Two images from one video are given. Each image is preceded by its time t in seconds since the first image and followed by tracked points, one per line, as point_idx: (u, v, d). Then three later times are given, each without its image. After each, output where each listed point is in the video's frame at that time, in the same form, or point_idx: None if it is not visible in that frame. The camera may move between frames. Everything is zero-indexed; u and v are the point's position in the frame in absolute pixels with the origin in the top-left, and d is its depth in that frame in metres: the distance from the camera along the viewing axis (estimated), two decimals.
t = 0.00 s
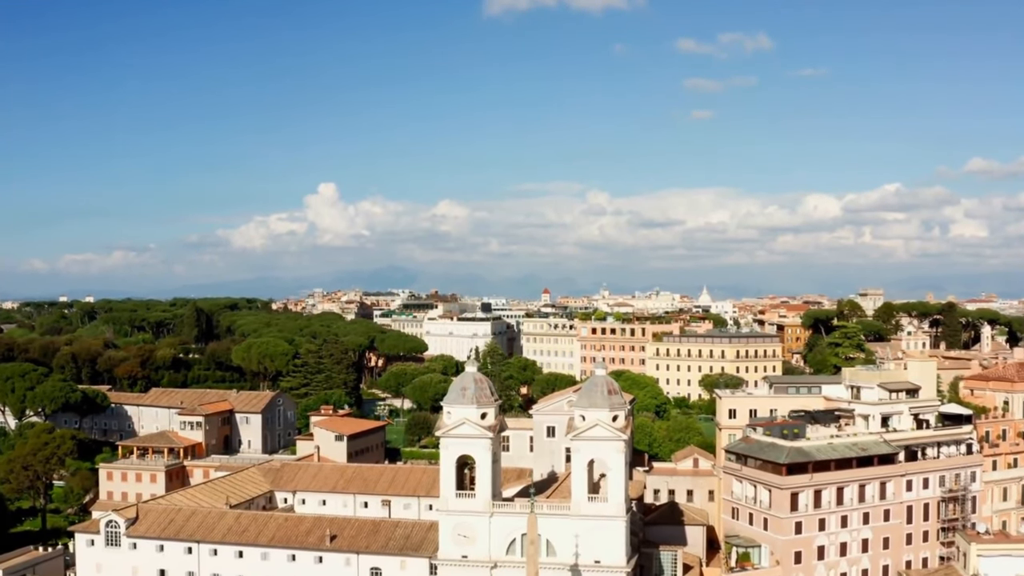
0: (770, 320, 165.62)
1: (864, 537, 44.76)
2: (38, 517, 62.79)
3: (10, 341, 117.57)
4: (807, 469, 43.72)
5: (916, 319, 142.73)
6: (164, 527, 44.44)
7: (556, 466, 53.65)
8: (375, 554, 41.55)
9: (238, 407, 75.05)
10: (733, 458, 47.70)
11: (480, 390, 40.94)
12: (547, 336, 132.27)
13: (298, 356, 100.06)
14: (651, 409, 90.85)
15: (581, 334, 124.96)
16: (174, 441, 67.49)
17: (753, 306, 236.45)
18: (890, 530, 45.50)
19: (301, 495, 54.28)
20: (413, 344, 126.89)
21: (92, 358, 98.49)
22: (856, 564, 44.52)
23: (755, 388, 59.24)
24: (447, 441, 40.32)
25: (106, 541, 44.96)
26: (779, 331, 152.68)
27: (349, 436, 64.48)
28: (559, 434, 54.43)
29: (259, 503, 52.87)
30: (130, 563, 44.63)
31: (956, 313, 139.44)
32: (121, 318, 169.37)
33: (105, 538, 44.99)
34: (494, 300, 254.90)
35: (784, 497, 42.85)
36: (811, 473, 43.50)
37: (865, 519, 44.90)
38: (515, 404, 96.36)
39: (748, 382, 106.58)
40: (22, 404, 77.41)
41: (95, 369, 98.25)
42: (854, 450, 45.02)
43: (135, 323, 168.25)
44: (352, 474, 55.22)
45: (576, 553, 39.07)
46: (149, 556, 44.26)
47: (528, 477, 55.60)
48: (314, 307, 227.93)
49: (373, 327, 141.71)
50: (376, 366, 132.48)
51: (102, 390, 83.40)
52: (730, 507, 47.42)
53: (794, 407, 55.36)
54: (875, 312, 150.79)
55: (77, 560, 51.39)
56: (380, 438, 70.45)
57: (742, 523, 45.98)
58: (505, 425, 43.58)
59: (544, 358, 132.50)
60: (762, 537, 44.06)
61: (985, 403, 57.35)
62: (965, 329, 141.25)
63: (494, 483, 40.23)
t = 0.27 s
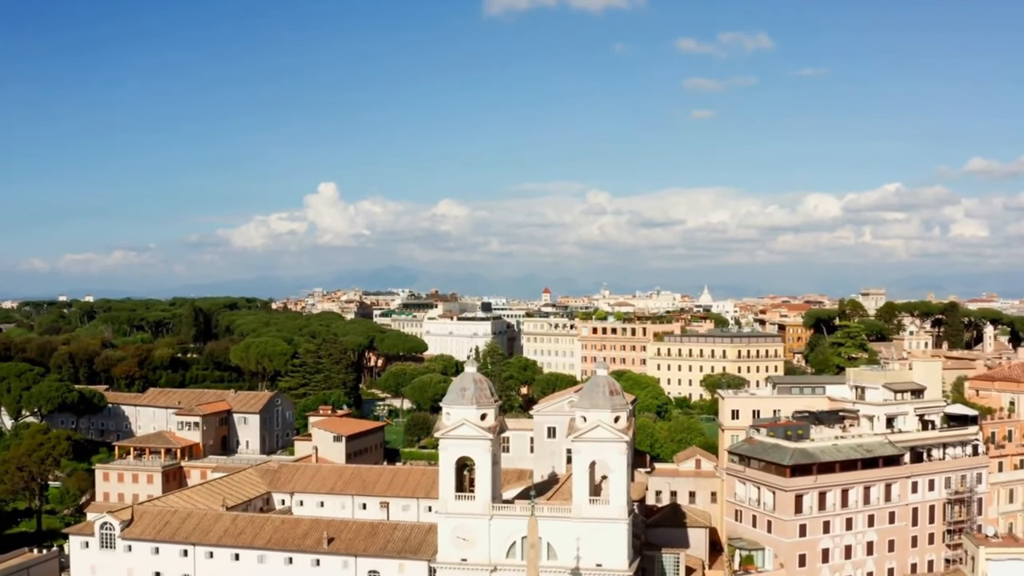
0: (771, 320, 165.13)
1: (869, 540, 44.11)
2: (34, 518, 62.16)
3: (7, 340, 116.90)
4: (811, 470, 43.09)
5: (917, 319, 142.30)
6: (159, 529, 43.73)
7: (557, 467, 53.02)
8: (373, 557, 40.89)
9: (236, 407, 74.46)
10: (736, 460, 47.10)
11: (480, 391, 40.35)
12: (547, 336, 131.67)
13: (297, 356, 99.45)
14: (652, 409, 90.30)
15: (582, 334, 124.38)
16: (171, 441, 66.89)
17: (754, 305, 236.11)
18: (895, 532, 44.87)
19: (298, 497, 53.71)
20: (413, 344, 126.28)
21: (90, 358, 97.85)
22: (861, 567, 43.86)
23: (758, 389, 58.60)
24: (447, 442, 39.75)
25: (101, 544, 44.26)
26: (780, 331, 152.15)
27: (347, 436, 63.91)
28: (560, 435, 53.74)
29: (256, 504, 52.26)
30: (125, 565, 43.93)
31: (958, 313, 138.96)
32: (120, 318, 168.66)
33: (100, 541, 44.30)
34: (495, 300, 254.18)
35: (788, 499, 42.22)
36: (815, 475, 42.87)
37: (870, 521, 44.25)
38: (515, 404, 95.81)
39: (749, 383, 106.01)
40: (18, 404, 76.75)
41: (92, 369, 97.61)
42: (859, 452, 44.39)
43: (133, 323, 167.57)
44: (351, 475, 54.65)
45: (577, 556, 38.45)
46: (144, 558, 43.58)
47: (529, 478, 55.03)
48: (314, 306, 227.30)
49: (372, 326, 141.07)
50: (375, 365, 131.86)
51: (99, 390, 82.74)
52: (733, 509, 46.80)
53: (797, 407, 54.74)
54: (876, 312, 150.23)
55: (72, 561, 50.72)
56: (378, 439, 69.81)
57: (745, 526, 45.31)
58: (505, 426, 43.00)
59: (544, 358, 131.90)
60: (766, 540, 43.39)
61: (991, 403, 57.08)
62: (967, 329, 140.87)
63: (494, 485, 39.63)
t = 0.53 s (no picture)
0: (773, 319, 164.43)
1: (876, 543, 43.32)
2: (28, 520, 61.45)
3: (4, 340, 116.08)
4: (817, 472, 42.30)
5: (920, 318, 141.63)
6: (153, 532, 42.87)
7: (558, 469, 52.24)
8: (370, 560, 40.02)
9: (234, 407, 73.71)
10: (740, 461, 46.33)
11: (479, 391, 39.58)
12: (548, 335, 130.83)
13: (295, 355, 98.66)
14: (654, 409, 89.57)
15: (583, 333, 123.60)
16: (167, 442, 66.12)
17: (755, 304, 235.40)
18: (902, 535, 44.10)
19: (295, 498, 52.93)
20: (413, 343, 125.45)
21: (87, 357, 97.02)
22: (868, 571, 43.08)
23: (762, 389, 57.82)
24: (446, 444, 39.01)
25: (94, 547, 43.39)
26: (782, 330, 151.40)
27: (346, 437, 63.16)
28: (561, 436, 52.87)
29: (253, 506, 51.48)
30: (118, 568, 43.02)
31: (961, 312, 138.21)
32: (118, 317, 167.77)
33: (93, 543, 43.42)
34: (495, 299, 253.17)
35: (793, 501, 41.44)
36: (821, 477, 42.09)
37: (876, 523, 43.47)
38: (516, 404, 95.04)
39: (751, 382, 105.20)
40: (13, 404, 76.06)
41: (89, 368, 96.78)
42: (865, 453, 43.57)
43: (132, 322, 166.71)
44: (349, 476, 53.89)
45: (579, 559, 37.68)
46: (138, 561, 42.74)
47: (529, 480, 54.29)
48: (313, 305, 226.44)
49: (372, 325, 140.22)
50: (375, 365, 131.03)
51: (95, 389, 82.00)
52: (737, 512, 46.01)
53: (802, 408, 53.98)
54: (879, 311, 149.43)
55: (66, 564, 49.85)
56: (377, 439, 69.03)
57: (749, 528, 44.51)
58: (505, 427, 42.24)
59: (545, 357, 131.08)
60: (771, 543, 42.59)
61: (998, 403, 56.55)
62: (970, 328, 140.27)
63: (494, 487, 38.86)
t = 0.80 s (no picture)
0: (774, 308, 163.75)
1: (882, 534, 42.65)
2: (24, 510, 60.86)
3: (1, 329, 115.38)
4: (822, 463, 41.61)
5: (922, 307, 141.00)
6: (148, 523, 42.01)
7: (559, 460, 51.62)
8: (369, 552, 39.26)
9: (231, 396, 73.07)
10: (744, 452, 45.65)
11: (479, 380, 38.87)
12: (548, 324, 130.11)
13: (293, 344, 97.97)
14: (655, 398, 89.02)
15: (584, 322, 122.91)
16: (164, 431, 65.47)
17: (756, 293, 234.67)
18: (908, 526, 43.42)
19: (293, 489, 52.33)
20: (413, 332, 124.75)
21: (84, 346, 96.31)
22: (873, 563, 42.40)
23: (765, 377, 56.99)
24: (445, 434, 38.32)
25: (88, 538, 42.51)
26: (783, 319, 150.75)
27: (344, 426, 62.48)
28: (561, 426, 52.12)
29: (250, 496, 50.86)
30: (112, 560, 42.17)
31: (964, 301, 137.49)
32: (117, 306, 167.01)
33: (87, 535, 42.54)
34: (495, 288, 252.34)
35: (798, 492, 40.75)
36: (826, 468, 41.40)
37: (882, 515, 42.77)
38: (516, 393, 94.42)
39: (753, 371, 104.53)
40: (9, 393, 75.49)
41: (86, 357, 96.06)
42: (871, 444, 42.88)
43: (131, 311, 166.00)
44: (347, 466, 53.32)
45: (580, 552, 37.00)
46: (132, 553, 41.82)
47: (530, 470, 53.65)
48: (313, 294, 225.76)
49: (371, 314, 139.49)
50: (374, 354, 130.36)
51: (92, 379, 81.36)
52: (741, 503, 45.31)
53: (806, 398, 53.23)
54: (880, 300, 148.78)
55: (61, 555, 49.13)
56: (376, 429, 68.38)
57: (753, 520, 43.84)
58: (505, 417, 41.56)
59: (545, 345, 130.39)
60: (775, 535, 41.92)
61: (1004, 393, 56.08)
62: (972, 317, 139.68)
63: (494, 478, 38.18)
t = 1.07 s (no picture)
0: (775, 291, 162.83)
1: (889, 522, 41.84)
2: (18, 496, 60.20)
3: None
4: (828, 450, 40.77)
5: (925, 290, 140.09)
6: (142, 511, 41.09)
7: (560, 445, 50.81)
8: (366, 540, 38.39)
9: (228, 380, 72.32)
10: (748, 438, 44.82)
11: (478, 365, 37.97)
12: (548, 307, 129.16)
13: (291, 328, 97.11)
14: (657, 383, 88.34)
15: (584, 305, 122.00)
16: (160, 416, 64.69)
17: (758, 276, 233.68)
18: (915, 514, 42.63)
19: (290, 475, 51.58)
20: (412, 315, 123.89)
21: (80, 330, 95.42)
22: (880, 551, 41.59)
23: (770, 363, 56.13)
24: (443, 420, 37.44)
25: (81, 526, 41.64)
26: (785, 302, 149.91)
27: (342, 411, 61.65)
28: (562, 411, 51.23)
29: (246, 483, 50.12)
30: (105, 549, 41.25)
31: (967, 284, 136.47)
32: (115, 289, 166.06)
33: (80, 523, 41.64)
34: (496, 271, 251.34)
35: (804, 480, 39.94)
36: (833, 455, 40.58)
37: (889, 503, 41.96)
38: (516, 377, 93.65)
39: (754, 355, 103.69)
40: (3, 378, 74.75)
41: (83, 341, 95.18)
42: (878, 430, 42.02)
43: (129, 294, 165.07)
44: (344, 452, 52.50)
45: (581, 540, 36.18)
46: (125, 541, 40.89)
47: (530, 455, 52.90)
48: (312, 277, 224.66)
49: (370, 297, 138.56)
50: (373, 337, 129.56)
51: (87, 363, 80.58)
52: (745, 490, 44.50)
53: (812, 382, 52.34)
54: (883, 284, 147.73)
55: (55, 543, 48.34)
56: (374, 413, 67.61)
57: (758, 507, 43.02)
58: (505, 403, 40.70)
59: (546, 329, 129.53)
60: (781, 522, 41.11)
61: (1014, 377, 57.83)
62: (975, 301, 138.85)
63: (493, 465, 37.35)
